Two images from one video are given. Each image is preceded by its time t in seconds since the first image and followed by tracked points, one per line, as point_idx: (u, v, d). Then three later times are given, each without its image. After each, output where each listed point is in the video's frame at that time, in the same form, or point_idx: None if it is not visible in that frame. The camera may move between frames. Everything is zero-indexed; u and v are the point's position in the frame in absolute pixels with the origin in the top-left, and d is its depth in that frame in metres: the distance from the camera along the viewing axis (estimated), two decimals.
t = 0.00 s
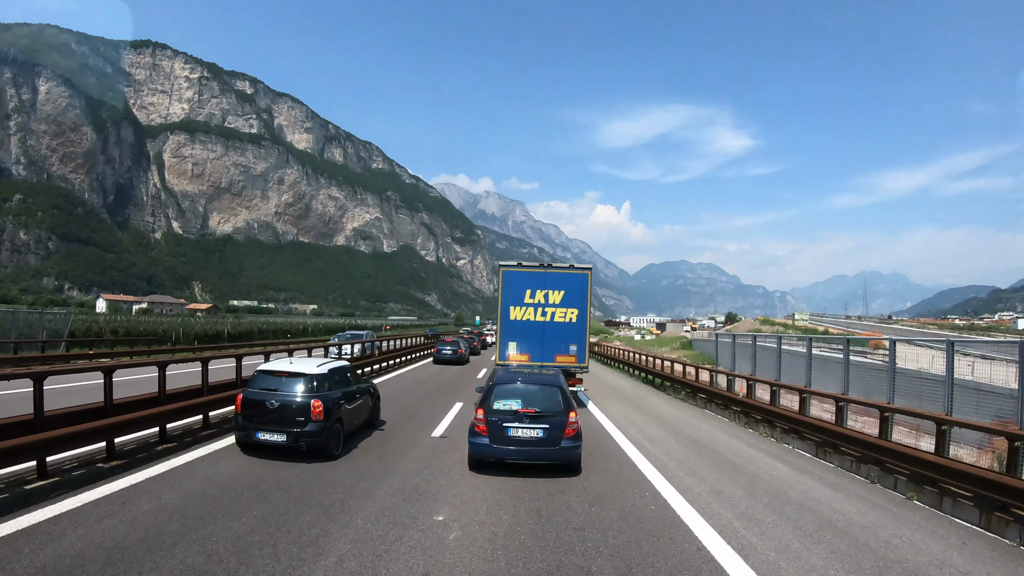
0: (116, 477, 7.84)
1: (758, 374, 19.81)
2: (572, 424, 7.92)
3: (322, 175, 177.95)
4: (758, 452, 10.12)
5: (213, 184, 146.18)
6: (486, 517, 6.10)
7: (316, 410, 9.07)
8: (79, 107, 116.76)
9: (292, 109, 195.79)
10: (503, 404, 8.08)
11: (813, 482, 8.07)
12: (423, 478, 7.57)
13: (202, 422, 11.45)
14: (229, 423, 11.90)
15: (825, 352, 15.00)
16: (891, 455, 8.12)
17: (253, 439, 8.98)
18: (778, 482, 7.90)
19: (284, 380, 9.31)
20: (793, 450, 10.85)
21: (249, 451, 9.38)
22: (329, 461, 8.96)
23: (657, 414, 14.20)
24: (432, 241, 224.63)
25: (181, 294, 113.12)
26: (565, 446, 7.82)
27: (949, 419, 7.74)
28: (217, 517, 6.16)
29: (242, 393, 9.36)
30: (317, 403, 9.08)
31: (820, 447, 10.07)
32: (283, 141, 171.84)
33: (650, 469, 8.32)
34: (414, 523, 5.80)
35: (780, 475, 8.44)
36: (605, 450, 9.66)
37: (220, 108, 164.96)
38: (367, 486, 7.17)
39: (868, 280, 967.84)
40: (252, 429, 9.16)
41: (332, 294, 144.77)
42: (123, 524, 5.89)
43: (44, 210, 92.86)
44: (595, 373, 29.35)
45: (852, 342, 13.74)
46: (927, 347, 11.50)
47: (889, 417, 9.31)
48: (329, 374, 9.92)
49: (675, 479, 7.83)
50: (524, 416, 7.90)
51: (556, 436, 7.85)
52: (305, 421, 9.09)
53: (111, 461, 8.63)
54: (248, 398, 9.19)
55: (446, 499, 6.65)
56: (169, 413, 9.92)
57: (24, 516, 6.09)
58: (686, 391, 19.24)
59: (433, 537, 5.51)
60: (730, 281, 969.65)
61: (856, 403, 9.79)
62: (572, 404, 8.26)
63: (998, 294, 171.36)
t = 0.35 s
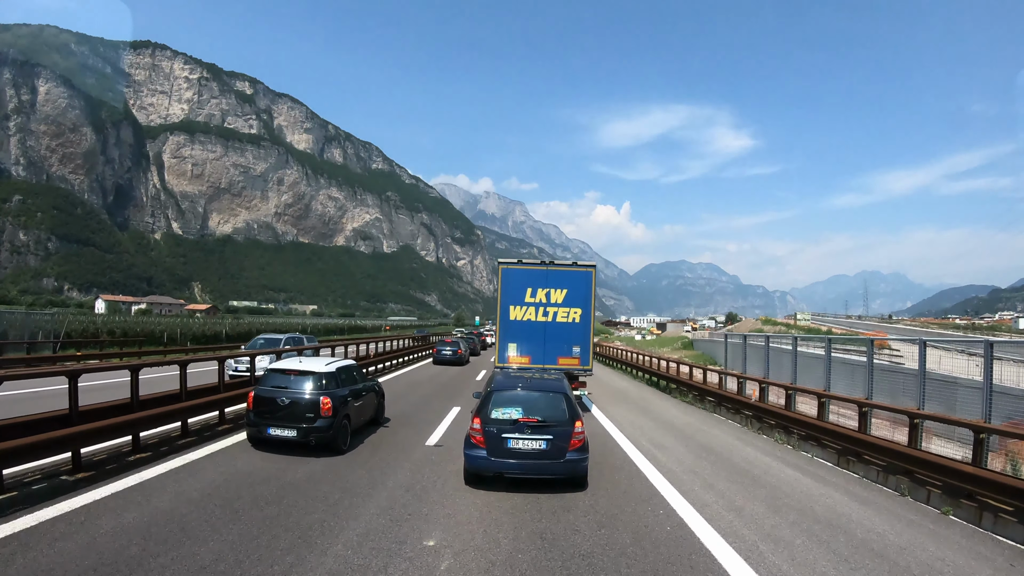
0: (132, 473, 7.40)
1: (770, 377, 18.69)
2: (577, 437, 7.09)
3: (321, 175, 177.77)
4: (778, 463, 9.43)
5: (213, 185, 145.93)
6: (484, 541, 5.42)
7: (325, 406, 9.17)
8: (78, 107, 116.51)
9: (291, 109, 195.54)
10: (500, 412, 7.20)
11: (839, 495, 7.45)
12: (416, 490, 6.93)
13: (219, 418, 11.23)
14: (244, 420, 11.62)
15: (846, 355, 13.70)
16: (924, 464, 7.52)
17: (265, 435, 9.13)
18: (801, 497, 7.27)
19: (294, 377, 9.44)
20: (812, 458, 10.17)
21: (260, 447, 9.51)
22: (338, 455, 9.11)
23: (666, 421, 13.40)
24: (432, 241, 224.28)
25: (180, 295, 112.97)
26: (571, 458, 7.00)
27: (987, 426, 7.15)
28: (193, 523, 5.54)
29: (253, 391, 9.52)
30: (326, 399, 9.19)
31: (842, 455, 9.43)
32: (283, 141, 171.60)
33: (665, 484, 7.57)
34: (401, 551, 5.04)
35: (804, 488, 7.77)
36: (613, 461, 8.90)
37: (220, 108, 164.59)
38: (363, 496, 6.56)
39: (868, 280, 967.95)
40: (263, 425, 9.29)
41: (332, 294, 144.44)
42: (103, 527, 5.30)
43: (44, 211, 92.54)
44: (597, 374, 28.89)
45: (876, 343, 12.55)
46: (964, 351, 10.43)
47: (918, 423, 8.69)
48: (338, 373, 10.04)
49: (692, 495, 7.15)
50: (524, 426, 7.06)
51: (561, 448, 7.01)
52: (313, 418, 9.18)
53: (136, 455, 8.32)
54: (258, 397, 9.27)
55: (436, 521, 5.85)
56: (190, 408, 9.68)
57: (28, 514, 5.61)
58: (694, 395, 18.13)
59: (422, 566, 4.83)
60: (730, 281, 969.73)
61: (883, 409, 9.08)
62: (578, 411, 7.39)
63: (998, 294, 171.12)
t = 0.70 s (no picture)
0: (106, 481, 6.81)
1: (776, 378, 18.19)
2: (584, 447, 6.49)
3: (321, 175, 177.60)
4: (795, 471, 8.71)
5: (213, 185, 145.68)
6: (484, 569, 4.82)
7: (335, 402, 9.63)
8: (78, 108, 116.29)
9: (291, 109, 195.27)
10: (499, 421, 6.56)
11: (864, 508, 6.76)
12: (406, 505, 6.29)
13: (203, 423, 10.42)
14: (230, 424, 10.87)
15: (866, 358, 12.85)
16: (956, 476, 6.85)
17: (277, 430, 9.56)
18: (825, 511, 6.58)
19: (303, 374, 9.93)
20: (830, 466, 9.38)
21: (273, 442, 9.93)
22: (348, 448, 9.62)
23: (675, 428, 12.68)
24: (433, 241, 223.96)
25: (181, 295, 112.82)
26: (577, 473, 6.40)
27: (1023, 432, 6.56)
28: (159, 545, 5.01)
29: (266, 388, 9.97)
30: (336, 396, 9.64)
31: (864, 463, 8.66)
32: (283, 141, 171.31)
33: (678, 498, 6.88)
34: None
35: (827, 500, 7.05)
36: (620, 471, 8.13)
37: (220, 108, 164.34)
38: (347, 515, 5.93)
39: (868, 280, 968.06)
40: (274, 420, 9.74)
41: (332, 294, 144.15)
42: (59, 551, 4.75)
43: (43, 211, 92.21)
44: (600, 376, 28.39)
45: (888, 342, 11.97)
46: (991, 353, 9.76)
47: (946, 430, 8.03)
48: (347, 370, 10.52)
49: (709, 510, 6.44)
50: (525, 436, 6.44)
51: (565, 460, 6.39)
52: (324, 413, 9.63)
53: (109, 465, 7.58)
54: (271, 393, 9.73)
55: (427, 544, 5.26)
56: (172, 412, 9.00)
57: None
58: (702, 397, 17.37)
59: None
60: (730, 282, 969.73)
61: (907, 414, 8.35)
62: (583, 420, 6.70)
63: (999, 294, 171.18)
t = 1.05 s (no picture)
0: (77, 493, 6.23)
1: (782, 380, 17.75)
2: (590, 456, 5.94)
3: (321, 175, 177.46)
4: (814, 481, 8.26)
5: (212, 185, 145.38)
6: None
7: (343, 398, 10.09)
8: (78, 108, 116.13)
9: (292, 109, 195.02)
10: (497, 430, 5.99)
11: (889, 521, 6.31)
12: (396, 521, 5.68)
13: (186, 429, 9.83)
14: (216, 429, 10.42)
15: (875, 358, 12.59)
16: (984, 486, 6.37)
17: (288, 424, 9.98)
18: (848, 525, 6.12)
19: (313, 372, 10.30)
20: (846, 474, 8.85)
21: (284, 434, 10.38)
22: (355, 441, 10.07)
23: (682, 434, 12.21)
24: (433, 241, 223.81)
25: (181, 296, 112.69)
26: (583, 486, 5.83)
27: None
28: (125, 566, 4.48)
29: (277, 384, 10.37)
30: (344, 393, 10.09)
31: (883, 471, 8.17)
32: (283, 141, 171.10)
33: (690, 511, 6.37)
34: None
35: (848, 512, 6.62)
36: (626, 483, 7.63)
37: (220, 108, 164.11)
38: (331, 532, 5.32)
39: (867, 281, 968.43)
40: (285, 416, 10.21)
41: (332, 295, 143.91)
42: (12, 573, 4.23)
43: (43, 211, 92.02)
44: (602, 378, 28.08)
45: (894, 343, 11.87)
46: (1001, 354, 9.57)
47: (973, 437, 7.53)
48: (354, 368, 10.98)
49: (723, 525, 5.96)
50: (525, 448, 5.89)
51: (571, 473, 5.84)
52: (333, 408, 10.10)
53: (84, 474, 7.01)
54: (283, 390, 10.15)
55: (421, 565, 4.72)
56: (153, 417, 8.46)
57: None
58: (708, 400, 16.94)
59: None
60: (730, 282, 969.89)
61: (930, 419, 7.88)
62: (589, 427, 6.16)
63: (999, 294, 171.45)
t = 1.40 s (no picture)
0: (53, 503, 6.06)
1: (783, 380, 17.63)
2: (595, 468, 5.81)
3: (321, 175, 177.42)
4: (828, 488, 8.11)
5: (212, 186, 145.14)
6: None
7: (353, 395, 11.09)
8: (78, 108, 116.03)
9: (291, 110, 194.88)
10: (496, 439, 5.86)
11: (912, 534, 6.14)
12: (386, 535, 5.51)
13: (172, 433, 9.62)
14: (204, 433, 10.19)
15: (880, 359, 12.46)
16: (1009, 494, 6.19)
17: (300, 419, 10.92)
18: (870, 538, 5.97)
19: (324, 370, 11.30)
20: (863, 481, 8.68)
21: (296, 429, 11.32)
22: (365, 435, 11.12)
23: (689, 438, 12.09)
24: (432, 241, 223.46)
25: (181, 296, 112.58)
26: (587, 499, 5.71)
27: None
28: None
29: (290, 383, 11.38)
30: (354, 390, 11.09)
31: (901, 477, 8.00)
32: (283, 141, 171.02)
33: (701, 523, 6.23)
34: None
35: (869, 524, 6.45)
36: (634, 493, 7.49)
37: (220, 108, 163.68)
38: (317, 548, 5.17)
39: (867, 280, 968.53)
40: (298, 410, 11.14)
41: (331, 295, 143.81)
42: None
43: (42, 211, 91.90)
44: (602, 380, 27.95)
45: (892, 342, 11.84)
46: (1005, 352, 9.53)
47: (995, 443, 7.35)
48: (362, 366, 11.97)
49: (738, 539, 5.80)
50: (526, 459, 5.76)
51: (575, 485, 5.71)
52: (343, 404, 11.11)
53: (61, 482, 6.82)
54: (296, 387, 11.14)
55: None
56: (138, 421, 8.24)
57: None
58: (713, 403, 16.72)
59: None
60: (730, 282, 969.92)
61: (949, 424, 7.70)
62: (594, 437, 6.02)
63: (999, 294, 171.46)
